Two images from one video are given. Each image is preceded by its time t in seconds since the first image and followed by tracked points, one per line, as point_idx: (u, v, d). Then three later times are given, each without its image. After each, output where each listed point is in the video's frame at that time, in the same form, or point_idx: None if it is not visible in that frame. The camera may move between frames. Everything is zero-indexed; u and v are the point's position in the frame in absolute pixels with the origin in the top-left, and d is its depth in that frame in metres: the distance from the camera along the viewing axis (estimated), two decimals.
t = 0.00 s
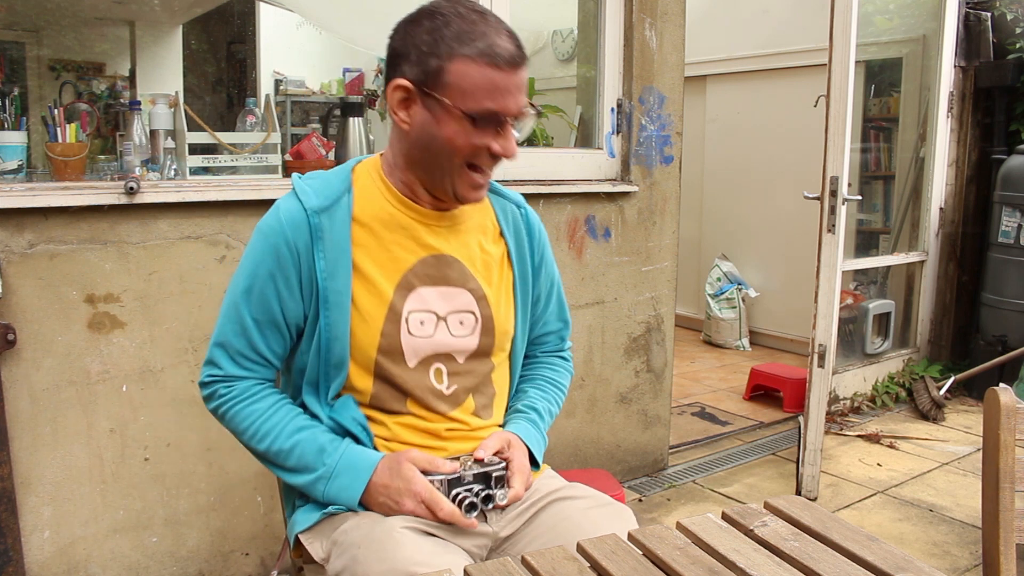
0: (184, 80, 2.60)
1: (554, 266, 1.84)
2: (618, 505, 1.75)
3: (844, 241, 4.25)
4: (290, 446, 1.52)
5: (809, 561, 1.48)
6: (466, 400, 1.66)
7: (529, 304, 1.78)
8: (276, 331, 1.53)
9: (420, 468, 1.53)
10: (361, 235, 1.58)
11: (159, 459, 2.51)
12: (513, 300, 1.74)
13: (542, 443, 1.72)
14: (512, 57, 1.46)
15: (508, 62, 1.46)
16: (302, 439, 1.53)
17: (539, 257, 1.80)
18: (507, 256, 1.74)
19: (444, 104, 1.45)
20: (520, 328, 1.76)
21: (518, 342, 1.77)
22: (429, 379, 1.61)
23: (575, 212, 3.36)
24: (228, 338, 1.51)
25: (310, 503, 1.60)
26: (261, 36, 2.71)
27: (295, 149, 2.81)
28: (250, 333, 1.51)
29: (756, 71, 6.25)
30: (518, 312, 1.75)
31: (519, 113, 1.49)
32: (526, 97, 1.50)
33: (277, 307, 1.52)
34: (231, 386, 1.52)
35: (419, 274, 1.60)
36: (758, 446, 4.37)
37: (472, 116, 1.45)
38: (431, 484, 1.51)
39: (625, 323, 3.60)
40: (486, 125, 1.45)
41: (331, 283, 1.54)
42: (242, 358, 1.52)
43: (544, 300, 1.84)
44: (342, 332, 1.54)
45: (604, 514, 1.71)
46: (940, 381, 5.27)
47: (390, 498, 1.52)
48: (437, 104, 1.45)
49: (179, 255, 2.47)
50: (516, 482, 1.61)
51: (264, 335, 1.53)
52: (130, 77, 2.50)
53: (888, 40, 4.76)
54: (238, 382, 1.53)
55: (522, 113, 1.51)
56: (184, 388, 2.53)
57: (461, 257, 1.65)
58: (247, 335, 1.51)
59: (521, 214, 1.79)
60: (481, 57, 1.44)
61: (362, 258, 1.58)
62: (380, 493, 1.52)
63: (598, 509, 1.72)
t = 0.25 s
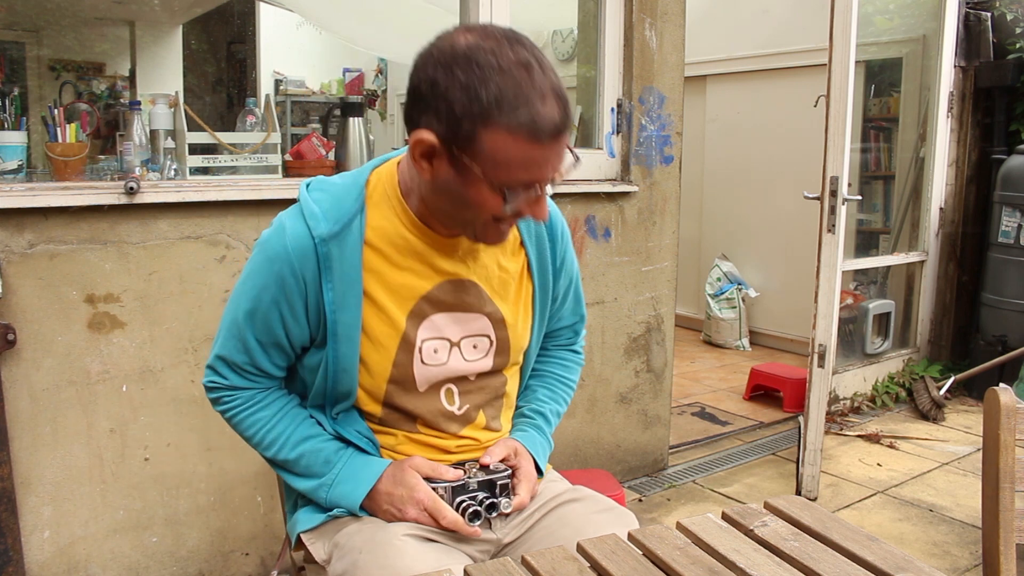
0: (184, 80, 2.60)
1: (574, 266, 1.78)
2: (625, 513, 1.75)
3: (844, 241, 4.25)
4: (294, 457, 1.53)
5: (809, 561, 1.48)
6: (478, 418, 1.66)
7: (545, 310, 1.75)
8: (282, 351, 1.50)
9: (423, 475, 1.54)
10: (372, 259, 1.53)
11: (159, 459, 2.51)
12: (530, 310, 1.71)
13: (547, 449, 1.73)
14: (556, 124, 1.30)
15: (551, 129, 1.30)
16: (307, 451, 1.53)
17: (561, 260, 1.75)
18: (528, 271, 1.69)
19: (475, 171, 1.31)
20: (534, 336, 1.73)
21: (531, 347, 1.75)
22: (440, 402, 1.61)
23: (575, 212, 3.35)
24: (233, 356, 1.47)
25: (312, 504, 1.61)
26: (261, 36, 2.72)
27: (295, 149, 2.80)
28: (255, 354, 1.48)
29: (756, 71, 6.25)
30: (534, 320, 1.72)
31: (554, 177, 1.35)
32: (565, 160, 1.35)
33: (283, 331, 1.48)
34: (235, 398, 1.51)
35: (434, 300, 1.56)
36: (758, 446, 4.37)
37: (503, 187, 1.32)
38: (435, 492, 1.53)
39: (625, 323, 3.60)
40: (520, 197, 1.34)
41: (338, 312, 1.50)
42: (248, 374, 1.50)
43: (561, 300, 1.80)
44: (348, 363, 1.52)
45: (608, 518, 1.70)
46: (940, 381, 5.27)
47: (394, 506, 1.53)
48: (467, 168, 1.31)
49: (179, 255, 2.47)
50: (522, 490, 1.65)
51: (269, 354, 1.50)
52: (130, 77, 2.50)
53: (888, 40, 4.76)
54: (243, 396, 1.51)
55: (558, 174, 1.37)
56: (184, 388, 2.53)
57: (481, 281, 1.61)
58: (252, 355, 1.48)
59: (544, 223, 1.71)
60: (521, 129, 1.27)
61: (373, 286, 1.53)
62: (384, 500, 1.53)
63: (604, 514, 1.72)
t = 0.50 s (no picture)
0: (184, 80, 2.60)
1: (599, 283, 1.71)
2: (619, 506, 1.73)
3: (844, 241, 4.25)
4: (295, 466, 1.53)
5: (809, 561, 1.48)
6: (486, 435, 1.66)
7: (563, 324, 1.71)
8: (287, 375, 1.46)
9: (420, 481, 1.55)
10: (386, 295, 1.46)
11: (159, 458, 2.51)
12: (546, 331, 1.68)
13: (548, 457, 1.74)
14: (599, 227, 1.18)
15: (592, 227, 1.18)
16: (309, 459, 1.54)
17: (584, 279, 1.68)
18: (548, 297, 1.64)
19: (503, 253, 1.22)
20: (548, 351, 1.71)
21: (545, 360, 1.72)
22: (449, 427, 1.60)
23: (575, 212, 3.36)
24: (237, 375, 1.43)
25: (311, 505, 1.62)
26: (261, 36, 2.73)
27: (295, 149, 2.79)
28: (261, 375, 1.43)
29: (756, 71, 6.25)
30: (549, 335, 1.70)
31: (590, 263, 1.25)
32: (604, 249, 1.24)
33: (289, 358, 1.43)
34: (238, 410, 1.47)
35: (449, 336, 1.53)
36: (758, 446, 4.37)
37: (531, 274, 1.23)
38: (432, 498, 1.54)
39: (625, 323, 3.60)
40: (547, 283, 1.25)
41: (346, 350, 1.45)
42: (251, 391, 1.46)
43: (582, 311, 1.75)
44: (352, 395, 1.49)
45: (602, 514, 1.69)
46: (940, 381, 5.27)
47: (392, 513, 1.53)
48: (496, 247, 1.21)
49: (179, 254, 2.47)
50: (523, 494, 1.66)
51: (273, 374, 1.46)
52: (130, 77, 2.50)
53: (888, 40, 4.76)
54: (244, 409, 1.48)
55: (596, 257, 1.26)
56: (184, 388, 2.53)
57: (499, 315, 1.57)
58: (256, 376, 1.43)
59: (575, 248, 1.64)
60: (559, 229, 1.16)
61: (385, 320, 1.47)
62: (382, 507, 1.54)
63: (597, 510, 1.70)
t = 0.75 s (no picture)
0: (184, 80, 2.60)
1: (601, 282, 1.70)
2: (622, 519, 1.70)
3: (844, 242, 4.25)
4: (297, 465, 1.52)
5: (809, 561, 1.48)
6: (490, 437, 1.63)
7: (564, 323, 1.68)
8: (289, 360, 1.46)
9: (422, 486, 1.54)
10: (386, 272, 1.46)
11: (159, 458, 2.51)
12: (547, 326, 1.65)
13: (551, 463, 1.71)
14: (586, 115, 1.14)
15: (581, 111, 1.13)
16: (310, 460, 1.53)
17: (586, 276, 1.66)
18: (552, 289, 1.62)
19: (498, 167, 1.14)
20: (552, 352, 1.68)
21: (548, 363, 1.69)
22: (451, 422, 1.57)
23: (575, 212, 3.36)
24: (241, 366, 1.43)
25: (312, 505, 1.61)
26: (261, 36, 2.73)
27: (295, 149, 2.79)
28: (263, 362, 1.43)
29: (756, 71, 6.25)
30: (550, 334, 1.66)
31: (591, 176, 1.17)
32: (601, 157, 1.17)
33: (291, 342, 1.43)
34: (241, 400, 1.47)
35: (451, 319, 1.50)
36: (758, 446, 4.37)
37: (530, 185, 1.13)
38: (435, 504, 1.52)
39: (625, 324, 3.60)
40: (552, 195, 1.15)
41: (347, 326, 1.45)
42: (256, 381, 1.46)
43: (582, 312, 1.72)
44: (353, 379, 1.48)
45: (602, 526, 1.66)
46: (940, 381, 5.27)
47: (394, 516, 1.52)
48: (491, 164, 1.15)
49: (179, 254, 2.47)
50: (526, 501, 1.64)
51: (276, 362, 1.46)
52: (130, 77, 2.50)
53: (888, 40, 4.76)
54: (247, 401, 1.48)
55: (598, 173, 1.18)
56: (184, 388, 2.53)
57: (503, 297, 1.52)
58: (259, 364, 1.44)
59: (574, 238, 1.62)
60: (544, 112, 1.11)
61: (386, 300, 1.47)
62: (384, 512, 1.53)
63: (598, 522, 1.67)
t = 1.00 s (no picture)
0: (184, 80, 2.60)
1: (573, 259, 1.70)
2: (620, 514, 1.70)
3: (844, 241, 4.25)
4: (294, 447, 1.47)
5: (809, 561, 1.48)
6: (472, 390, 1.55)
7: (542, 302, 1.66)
8: (280, 319, 1.48)
9: (422, 479, 1.45)
10: (363, 218, 1.51)
11: (159, 458, 2.51)
12: (524, 296, 1.62)
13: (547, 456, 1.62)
14: None
15: None
16: (306, 442, 1.47)
17: (555, 246, 1.67)
18: (518, 244, 1.62)
19: (423, 42, 1.43)
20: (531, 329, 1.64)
21: (532, 343, 1.66)
22: (434, 366, 1.51)
23: (575, 212, 3.36)
24: (234, 328, 1.46)
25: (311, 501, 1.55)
26: (262, 36, 2.71)
27: (295, 149, 2.80)
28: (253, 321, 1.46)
29: (756, 71, 6.25)
30: (530, 311, 1.63)
31: (499, 40, 1.46)
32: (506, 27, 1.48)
33: (278, 294, 1.46)
34: (238, 379, 1.48)
35: (424, 255, 1.52)
36: (758, 446, 4.37)
37: (449, 42, 1.43)
38: (433, 497, 1.44)
39: (625, 323, 3.60)
40: (465, 47, 1.43)
41: (329, 265, 1.47)
42: (251, 350, 1.47)
43: (564, 300, 1.71)
44: (338, 318, 1.46)
45: (604, 522, 1.66)
46: (940, 381, 5.27)
47: (391, 508, 1.45)
48: (418, 45, 1.44)
49: (179, 254, 2.47)
50: (522, 493, 1.54)
51: (270, 323, 1.48)
52: (130, 77, 2.50)
53: (888, 40, 4.76)
54: (245, 375, 1.48)
55: (506, 45, 1.48)
56: (184, 388, 2.53)
57: (467, 240, 1.56)
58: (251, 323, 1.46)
59: (533, 207, 1.66)
60: None
61: (367, 242, 1.50)
62: (381, 500, 1.45)
63: (599, 517, 1.67)
